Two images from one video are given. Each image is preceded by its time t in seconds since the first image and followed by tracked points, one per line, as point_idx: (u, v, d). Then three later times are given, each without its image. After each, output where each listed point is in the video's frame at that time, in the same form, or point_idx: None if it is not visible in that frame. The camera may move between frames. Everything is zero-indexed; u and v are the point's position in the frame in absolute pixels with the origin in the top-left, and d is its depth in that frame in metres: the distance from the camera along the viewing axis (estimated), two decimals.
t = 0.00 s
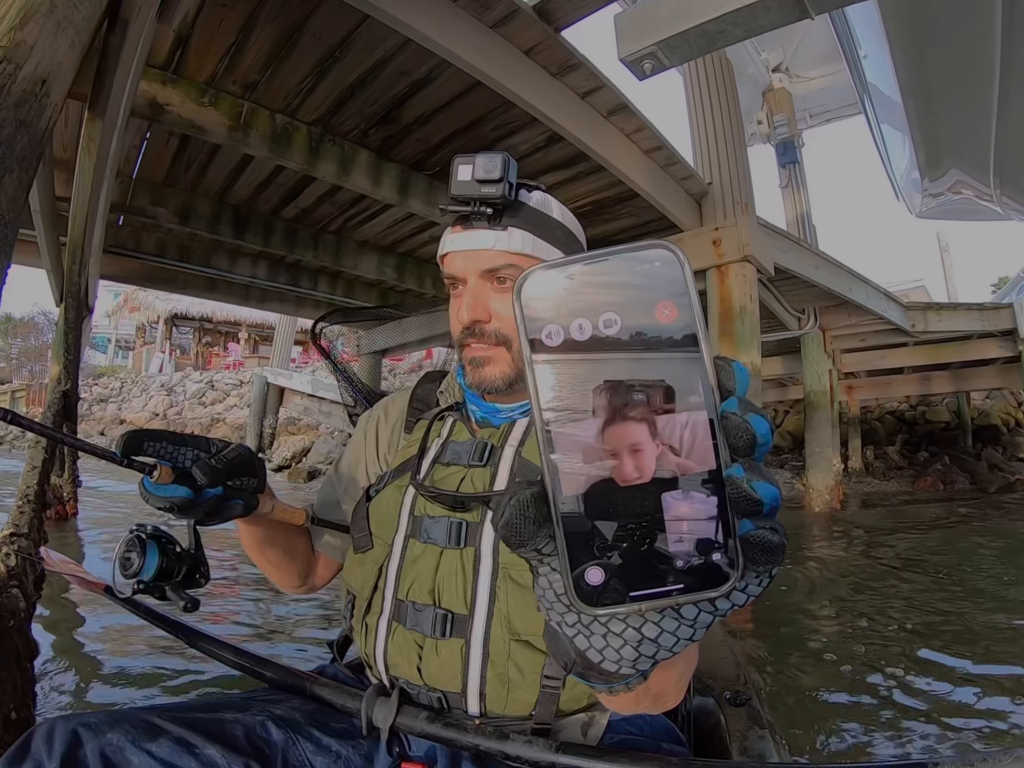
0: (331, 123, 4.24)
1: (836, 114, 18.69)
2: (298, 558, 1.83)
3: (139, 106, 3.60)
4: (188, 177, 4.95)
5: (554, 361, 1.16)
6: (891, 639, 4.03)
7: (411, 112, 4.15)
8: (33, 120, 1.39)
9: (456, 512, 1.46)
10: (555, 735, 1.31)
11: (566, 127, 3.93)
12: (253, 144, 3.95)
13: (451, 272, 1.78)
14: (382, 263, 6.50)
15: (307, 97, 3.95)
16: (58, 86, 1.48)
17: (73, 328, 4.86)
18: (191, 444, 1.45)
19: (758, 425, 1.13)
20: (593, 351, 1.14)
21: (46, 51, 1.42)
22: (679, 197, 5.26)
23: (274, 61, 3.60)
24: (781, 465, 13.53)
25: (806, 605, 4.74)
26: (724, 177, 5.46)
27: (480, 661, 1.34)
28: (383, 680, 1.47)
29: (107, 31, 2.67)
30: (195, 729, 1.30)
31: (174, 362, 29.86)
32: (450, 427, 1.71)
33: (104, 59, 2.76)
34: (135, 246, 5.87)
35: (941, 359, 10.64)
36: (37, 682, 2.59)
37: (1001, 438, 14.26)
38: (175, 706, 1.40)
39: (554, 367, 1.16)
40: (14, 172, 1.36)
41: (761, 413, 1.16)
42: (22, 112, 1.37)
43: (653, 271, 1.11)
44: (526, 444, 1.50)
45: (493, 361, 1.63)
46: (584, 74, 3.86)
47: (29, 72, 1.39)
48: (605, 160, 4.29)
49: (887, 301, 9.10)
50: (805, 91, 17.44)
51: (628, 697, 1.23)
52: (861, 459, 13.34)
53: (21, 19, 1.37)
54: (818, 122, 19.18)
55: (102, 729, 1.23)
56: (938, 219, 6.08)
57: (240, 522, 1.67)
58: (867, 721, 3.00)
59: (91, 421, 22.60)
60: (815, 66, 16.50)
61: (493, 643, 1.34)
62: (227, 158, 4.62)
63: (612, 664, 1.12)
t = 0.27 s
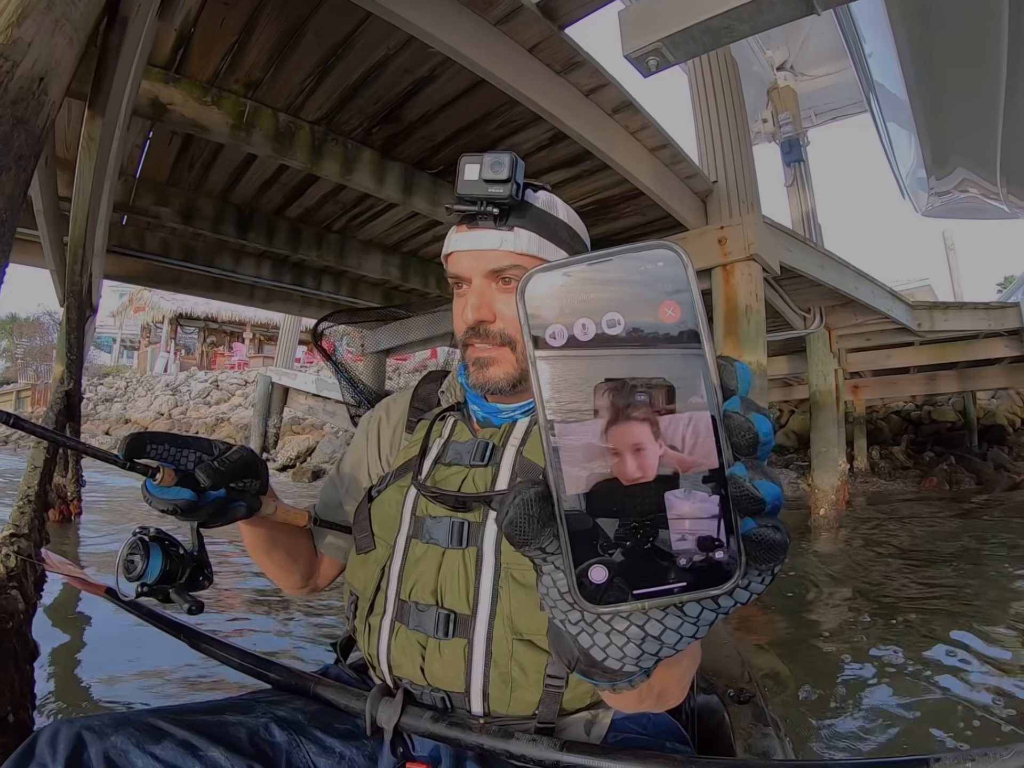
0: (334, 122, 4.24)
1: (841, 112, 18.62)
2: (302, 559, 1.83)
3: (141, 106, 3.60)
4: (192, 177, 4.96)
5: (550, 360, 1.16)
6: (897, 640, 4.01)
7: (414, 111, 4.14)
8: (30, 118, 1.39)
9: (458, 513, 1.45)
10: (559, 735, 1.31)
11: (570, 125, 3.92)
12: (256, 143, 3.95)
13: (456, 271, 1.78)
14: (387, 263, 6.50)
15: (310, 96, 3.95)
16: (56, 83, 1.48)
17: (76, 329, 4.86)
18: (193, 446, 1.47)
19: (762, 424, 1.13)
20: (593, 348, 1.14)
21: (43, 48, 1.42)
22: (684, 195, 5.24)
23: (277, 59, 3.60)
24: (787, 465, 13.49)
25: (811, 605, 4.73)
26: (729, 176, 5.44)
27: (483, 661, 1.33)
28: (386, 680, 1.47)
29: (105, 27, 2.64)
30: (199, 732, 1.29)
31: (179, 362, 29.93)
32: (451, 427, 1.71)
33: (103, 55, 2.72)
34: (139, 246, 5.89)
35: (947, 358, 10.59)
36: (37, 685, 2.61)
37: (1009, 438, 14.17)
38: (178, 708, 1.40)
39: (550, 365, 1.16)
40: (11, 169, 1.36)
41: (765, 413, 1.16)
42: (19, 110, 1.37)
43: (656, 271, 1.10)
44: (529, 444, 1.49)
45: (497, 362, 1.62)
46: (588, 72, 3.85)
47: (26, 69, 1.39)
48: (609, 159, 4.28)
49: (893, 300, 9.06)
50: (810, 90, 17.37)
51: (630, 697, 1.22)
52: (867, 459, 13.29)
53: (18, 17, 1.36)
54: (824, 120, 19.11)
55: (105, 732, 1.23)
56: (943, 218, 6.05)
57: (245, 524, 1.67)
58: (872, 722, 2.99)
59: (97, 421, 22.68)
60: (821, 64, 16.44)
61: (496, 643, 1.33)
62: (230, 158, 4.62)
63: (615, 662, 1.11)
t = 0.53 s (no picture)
0: (336, 121, 4.24)
1: (845, 111, 18.56)
2: (300, 558, 1.82)
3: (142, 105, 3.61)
4: (193, 176, 4.97)
5: (550, 359, 1.15)
6: (900, 641, 3.99)
7: (416, 110, 4.15)
8: (25, 113, 1.42)
9: (456, 512, 1.46)
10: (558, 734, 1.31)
11: (574, 123, 3.91)
12: (258, 142, 3.96)
13: (449, 272, 1.77)
14: (389, 262, 6.50)
15: (312, 94, 3.96)
16: (51, 80, 1.51)
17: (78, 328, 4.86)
18: (191, 446, 1.47)
19: (747, 414, 1.14)
20: (586, 339, 1.13)
21: (37, 45, 1.44)
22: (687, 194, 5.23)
23: (278, 58, 3.61)
24: (791, 466, 13.46)
25: (814, 606, 4.72)
26: (732, 174, 5.43)
27: (481, 660, 1.33)
28: (386, 680, 1.47)
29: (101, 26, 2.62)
30: (199, 731, 1.29)
31: (183, 362, 30.00)
32: (449, 426, 1.70)
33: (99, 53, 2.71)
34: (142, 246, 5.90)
35: (952, 358, 10.55)
36: (30, 685, 2.60)
37: (1015, 439, 14.11)
38: (177, 706, 1.39)
39: (553, 365, 1.15)
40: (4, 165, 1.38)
41: (750, 404, 1.17)
42: (15, 106, 1.40)
43: (639, 262, 1.11)
44: (526, 442, 1.49)
45: (494, 361, 1.62)
46: (590, 70, 3.85)
47: (20, 66, 1.41)
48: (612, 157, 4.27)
49: (897, 300, 9.03)
50: (813, 89, 17.33)
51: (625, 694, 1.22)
52: (871, 459, 13.24)
53: (13, 13, 1.38)
54: (827, 119, 19.06)
55: (105, 730, 1.23)
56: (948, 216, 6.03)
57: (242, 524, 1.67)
58: (875, 725, 2.98)
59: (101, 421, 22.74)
60: (824, 64, 16.40)
61: (494, 641, 1.33)
62: (232, 157, 4.63)
63: (604, 654, 1.09)
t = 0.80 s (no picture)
0: (336, 119, 4.24)
1: (847, 109, 18.49)
2: (300, 557, 1.82)
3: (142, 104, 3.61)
4: (194, 176, 4.97)
5: (559, 365, 1.13)
6: (903, 641, 3.97)
7: (416, 107, 4.14)
8: (20, 109, 1.37)
9: (456, 511, 1.45)
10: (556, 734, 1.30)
11: (576, 121, 3.91)
12: (258, 140, 3.96)
13: (448, 272, 1.76)
14: (391, 262, 6.50)
15: (312, 93, 3.96)
16: (45, 76, 1.44)
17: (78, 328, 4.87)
18: (191, 442, 1.46)
19: (744, 411, 1.12)
20: (588, 340, 1.12)
21: (32, 40, 1.39)
22: (690, 192, 5.22)
23: (278, 55, 3.61)
24: (794, 466, 13.44)
25: (816, 606, 4.71)
26: (735, 172, 5.41)
27: (480, 660, 1.32)
28: (385, 680, 1.46)
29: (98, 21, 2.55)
30: (198, 729, 1.29)
31: (186, 362, 30.06)
32: (450, 426, 1.70)
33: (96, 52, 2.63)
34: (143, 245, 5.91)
35: (956, 358, 10.51)
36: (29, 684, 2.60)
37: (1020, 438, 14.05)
38: (175, 704, 1.39)
39: (562, 370, 1.13)
40: None
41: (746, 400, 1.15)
42: (7, 102, 1.34)
43: (640, 262, 1.10)
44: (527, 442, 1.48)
45: (494, 361, 1.61)
46: (592, 67, 3.84)
47: (15, 61, 1.36)
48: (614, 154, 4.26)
49: (900, 299, 9.00)
50: (815, 88, 17.28)
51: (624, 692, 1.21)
52: (875, 459, 13.21)
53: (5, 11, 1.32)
54: (830, 118, 19.01)
55: (102, 729, 1.22)
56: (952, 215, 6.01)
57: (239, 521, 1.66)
58: (877, 725, 2.97)
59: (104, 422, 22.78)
60: (827, 62, 16.36)
61: (493, 641, 1.32)
62: (233, 156, 4.63)
63: (601, 650, 1.09)
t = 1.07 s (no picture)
0: (337, 118, 4.24)
1: (849, 108, 18.45)
2: (300, 557, 1.82)
3: (141, 103, 3.62)
4: (195, 175, 4.98)
5: (555, 358, 1.13)
6: (906, 641, 3.96)
7: (417, 105, 4.14)
8: (14, 105, 1.29)
9: (456, 511, 1.45)
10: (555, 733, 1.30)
11: (577, 119, 3.90)
12: (258, 140, 3.96)
13: (451, 272, 1.75)
14: (393, 261, 6.50)
15: (312, 91, 3.96)
16: (42, 73, 1.37)
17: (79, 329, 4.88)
18: (191, 441, 1.45)
19: (747, 422, 1.14)
20: (592, 345, 1.11)
21: (29, 35, 1.32)
22: (693, 190, 5.21)
23: (278, 54, 3.61)
24: (797, 466, 13.42)
25: (819, 606, 4.70)
26: (738, 169, 5.41)
27: (480, 660, 1.32)
28: (384, 679, 1.46)
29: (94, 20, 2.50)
30: (197, 729, 1.29)
31: (188, 363, 30.11)
32: (450, 426, 1.70)
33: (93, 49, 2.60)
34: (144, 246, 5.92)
35: (959, 357, 10.49)
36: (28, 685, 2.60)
37: None
38: (175, 704, 1.39)
39: (559, 364, 1.13)
40: None
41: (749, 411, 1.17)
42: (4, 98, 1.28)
43: (645, 269, 1.09)
44: (526, 442, 1.48)
45: (495, 362, 1.61)
46: (594, 64, 3.84)
47: (9, 56, 1.28)
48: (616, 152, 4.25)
49: (903, 298, 8.98)
50: (817, 86, 17.25)
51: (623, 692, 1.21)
52: (878, 459, 13.19)
53: None
54: (832, 117, 18.97)
55: (102, 728, 1.22)
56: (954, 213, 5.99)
57: (240, 522, 1.66)
58: (880, 725, 2.96)
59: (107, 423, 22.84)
60: (829, 60, 16.32)
61: (493, 640, 1.32)
62: (233, 156, 4.63)
63: (602, 655, 1.09)
